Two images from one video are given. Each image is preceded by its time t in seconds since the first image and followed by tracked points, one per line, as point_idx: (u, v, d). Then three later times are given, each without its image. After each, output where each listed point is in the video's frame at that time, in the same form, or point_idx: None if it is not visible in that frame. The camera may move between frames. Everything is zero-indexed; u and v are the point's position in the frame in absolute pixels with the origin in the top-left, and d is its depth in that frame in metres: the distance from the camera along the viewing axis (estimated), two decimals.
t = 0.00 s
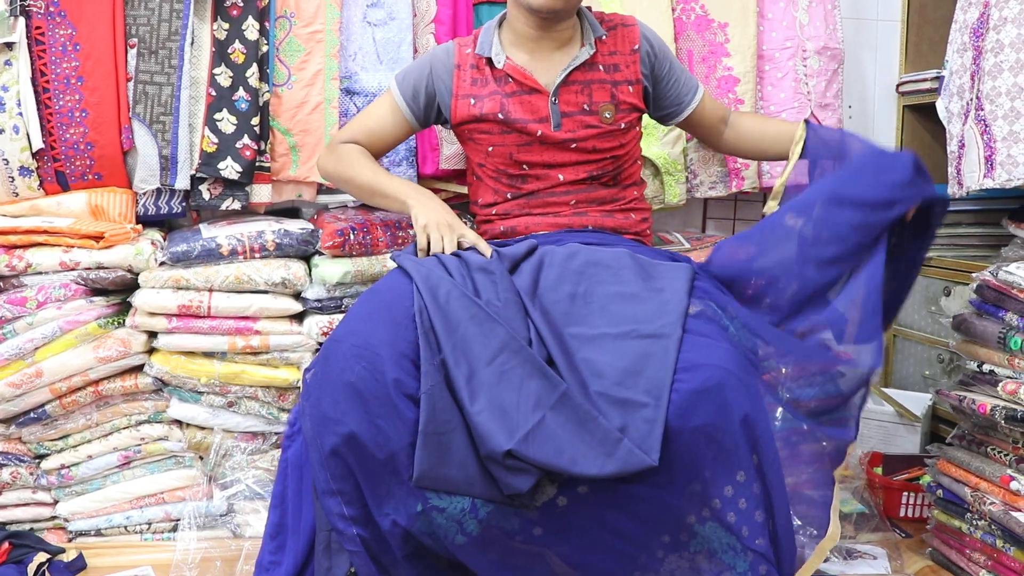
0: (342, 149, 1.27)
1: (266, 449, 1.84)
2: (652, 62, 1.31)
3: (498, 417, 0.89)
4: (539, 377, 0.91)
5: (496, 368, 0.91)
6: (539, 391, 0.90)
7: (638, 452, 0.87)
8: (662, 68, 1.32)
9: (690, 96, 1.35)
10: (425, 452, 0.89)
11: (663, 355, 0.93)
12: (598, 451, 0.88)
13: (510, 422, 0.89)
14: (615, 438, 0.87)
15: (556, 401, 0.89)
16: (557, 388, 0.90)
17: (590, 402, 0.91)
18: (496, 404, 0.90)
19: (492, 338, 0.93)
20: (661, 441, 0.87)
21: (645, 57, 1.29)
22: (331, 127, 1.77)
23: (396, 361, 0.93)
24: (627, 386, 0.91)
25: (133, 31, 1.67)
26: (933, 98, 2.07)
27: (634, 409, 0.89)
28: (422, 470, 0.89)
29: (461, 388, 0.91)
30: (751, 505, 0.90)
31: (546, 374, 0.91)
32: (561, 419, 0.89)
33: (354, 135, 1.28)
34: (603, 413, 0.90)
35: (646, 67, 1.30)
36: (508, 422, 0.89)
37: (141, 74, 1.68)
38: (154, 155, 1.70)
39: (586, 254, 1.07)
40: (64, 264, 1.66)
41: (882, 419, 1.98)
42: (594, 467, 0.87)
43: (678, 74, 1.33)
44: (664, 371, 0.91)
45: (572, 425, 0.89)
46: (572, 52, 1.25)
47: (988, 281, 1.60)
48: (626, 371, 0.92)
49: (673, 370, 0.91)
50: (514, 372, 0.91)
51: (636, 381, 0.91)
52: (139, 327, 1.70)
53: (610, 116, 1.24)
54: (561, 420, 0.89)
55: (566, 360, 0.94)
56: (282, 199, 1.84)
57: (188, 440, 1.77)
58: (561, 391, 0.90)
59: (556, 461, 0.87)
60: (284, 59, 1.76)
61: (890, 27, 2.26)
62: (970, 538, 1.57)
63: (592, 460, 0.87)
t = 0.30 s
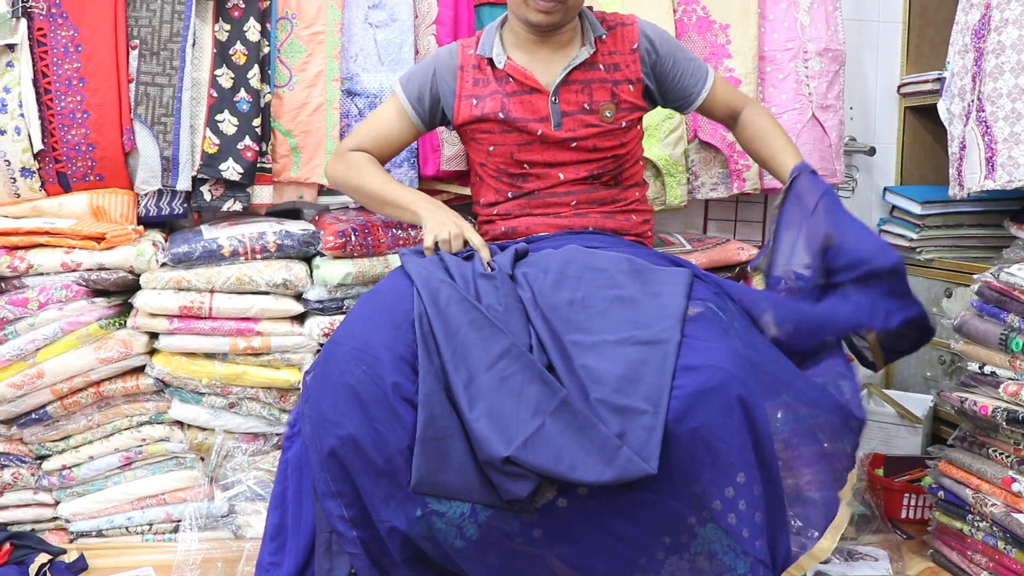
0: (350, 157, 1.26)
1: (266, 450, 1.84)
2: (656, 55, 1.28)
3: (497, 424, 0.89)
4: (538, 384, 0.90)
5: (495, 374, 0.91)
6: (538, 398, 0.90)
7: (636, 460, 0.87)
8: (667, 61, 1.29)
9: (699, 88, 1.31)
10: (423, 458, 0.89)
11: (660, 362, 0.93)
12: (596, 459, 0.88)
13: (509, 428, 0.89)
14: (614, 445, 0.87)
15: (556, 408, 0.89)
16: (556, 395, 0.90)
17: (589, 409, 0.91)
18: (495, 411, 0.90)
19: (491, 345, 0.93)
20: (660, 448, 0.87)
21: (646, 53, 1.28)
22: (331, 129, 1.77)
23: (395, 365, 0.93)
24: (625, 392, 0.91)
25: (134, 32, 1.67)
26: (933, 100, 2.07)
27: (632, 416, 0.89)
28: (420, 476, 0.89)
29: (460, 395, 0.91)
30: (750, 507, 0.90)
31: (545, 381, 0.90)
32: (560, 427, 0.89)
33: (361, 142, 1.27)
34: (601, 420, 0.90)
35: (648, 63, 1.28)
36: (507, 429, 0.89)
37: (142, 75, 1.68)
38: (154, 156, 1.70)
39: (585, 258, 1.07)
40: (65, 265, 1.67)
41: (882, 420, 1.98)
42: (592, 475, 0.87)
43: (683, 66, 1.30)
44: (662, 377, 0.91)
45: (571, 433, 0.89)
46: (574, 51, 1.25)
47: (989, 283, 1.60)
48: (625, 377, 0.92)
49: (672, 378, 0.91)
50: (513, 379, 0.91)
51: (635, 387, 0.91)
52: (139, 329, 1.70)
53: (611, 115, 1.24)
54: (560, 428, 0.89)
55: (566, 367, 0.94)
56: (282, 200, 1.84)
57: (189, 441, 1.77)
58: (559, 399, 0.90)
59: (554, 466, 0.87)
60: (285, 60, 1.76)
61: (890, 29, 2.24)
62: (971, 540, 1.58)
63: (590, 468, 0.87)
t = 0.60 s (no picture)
0: (357, 161, 1.24)
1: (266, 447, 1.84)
2: (660, 53, 1.27)
3: (498, 423, 0.89)
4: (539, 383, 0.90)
5: (496, 373, 0.91)
6: (539, 398, 0.90)
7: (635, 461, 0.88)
8: (671, 58, 1.28)
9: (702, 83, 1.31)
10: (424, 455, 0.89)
11: (661, 361, 0.93)
12: (596, 459, 0.88)
13: (510, 427, 0.89)
14: (614, 446, 0.88)
15: (556, 407, 0.89)
16: (557, 395, 0.90)
17: (591, 409, 0.91)
18: (496, 410, 0.90)
19: (491, 344, 0.92)
20: (659, 449, 0.88)
21: (651, 49, 1.27)
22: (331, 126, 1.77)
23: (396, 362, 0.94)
24: (626, 391, 0.91)
25: (133, 30, 1.67)
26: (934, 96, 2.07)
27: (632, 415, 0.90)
28: (420, 474, 0.89)
29: (460, 394, 0.91)
30: (751, 504, 0.90)
31: (546, 380, 0.90)
32: (561, 426, 0.89)
33: (368, 146, 1.25)
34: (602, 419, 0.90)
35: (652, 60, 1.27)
36: (508, 429, 0.89)
37: (141, 73, 1.67)
38: (154, 154, 1.69)
39: (587, 255, 1.06)
40: (65, 263, 1.66)
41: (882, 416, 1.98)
42: (592, 475, 0.88)
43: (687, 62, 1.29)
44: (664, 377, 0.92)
45: (572, 433, 0.89)
46: (576, 48, 1.25)
47: (989, 279, 1.60)
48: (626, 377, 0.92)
49: (672, 378, 0.92)
50: (513, 378, 0.91)
51: (636, 386, 0.91)
52: (139, 326, 1.70)
53: (615, 112, 1.24)
54: (560, 428, 0.89)
55: (567, 366, 0.94)
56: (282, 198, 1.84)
57: (189, 439, 1.77)
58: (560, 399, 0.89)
59: (555, 465, 0.88)
60: (285, 57, 1.76)
61: (890, 25, 2.22)
62: (970, 536, 1.58)
63: (590, 468, 0.88)
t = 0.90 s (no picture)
0: (359, 156, 1.23)
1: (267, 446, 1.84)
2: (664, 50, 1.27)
3: (499, 427, 0.89)
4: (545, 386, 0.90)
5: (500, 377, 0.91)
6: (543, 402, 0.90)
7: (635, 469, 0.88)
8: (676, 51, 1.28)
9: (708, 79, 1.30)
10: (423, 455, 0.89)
11: (661, 367, 0.93)
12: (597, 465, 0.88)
13: (511, 432, 0.89)
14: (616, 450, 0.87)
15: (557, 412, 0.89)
16: (560, 402, 0.89)
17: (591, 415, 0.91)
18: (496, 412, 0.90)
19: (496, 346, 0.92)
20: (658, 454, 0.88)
21: (654, 47, 1.26)
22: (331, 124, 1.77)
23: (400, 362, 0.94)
24: (625, 397, 0.91)
25: (133, 27, 1.67)
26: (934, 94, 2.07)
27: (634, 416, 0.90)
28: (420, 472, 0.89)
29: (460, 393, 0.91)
30: (751, 503, 0.89)
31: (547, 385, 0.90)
32: (562, 433, 0.89)
33: (371, 143, 1.24)
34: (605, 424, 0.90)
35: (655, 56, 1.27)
36: (508, 433, 0.89)
37: (141, 70, 1.67)
38: (154, 152, 1.69)
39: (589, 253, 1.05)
40: (65, 261, 1.66)
41: (882, 415, 1.98)
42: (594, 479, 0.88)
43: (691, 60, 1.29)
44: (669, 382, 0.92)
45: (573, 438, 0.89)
46: (580, 45, 1.25)
47: (990, 277, 1.60)
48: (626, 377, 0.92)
49: (672, 386, 0.91)
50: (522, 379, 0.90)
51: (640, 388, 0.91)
52: (140, 324, 1.70)
53: (617, 110, 1.24)
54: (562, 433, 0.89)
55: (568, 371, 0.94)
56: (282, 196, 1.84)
57: (190, 437, 1.77)
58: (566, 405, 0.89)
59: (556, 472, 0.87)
60: (285, 56, 1.76)
61: (891, 22, 2.23)
62: (971, 534, 1.57)
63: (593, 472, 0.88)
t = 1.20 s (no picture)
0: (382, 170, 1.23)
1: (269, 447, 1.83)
2: (661, 51, 1.27)
3: (496, 438, 0.89)
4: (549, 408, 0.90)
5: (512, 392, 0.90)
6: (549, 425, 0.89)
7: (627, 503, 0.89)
8: (671, 49, 1.26)
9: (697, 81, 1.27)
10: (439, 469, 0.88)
11: (651, 389, 0.93)
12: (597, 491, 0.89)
13: (508, 447, 0.88)
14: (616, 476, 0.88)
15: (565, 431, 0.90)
16: (557, 426, 0.89)
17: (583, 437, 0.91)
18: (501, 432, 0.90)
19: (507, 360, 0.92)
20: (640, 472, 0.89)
21: (652, 48, 1.26)
22: (333, 125, 1.77)
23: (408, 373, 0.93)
24: (614, 415, 0.93)
25: (136, 29, 1.67)
26: (936, 96, 2.07)
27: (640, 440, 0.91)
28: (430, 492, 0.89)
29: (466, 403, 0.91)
30: (752, 503, 0.90)
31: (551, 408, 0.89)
32: (559, 456, 0.88)
33: (394, 156, 1.25)
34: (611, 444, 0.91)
35: (654, 57, 1.26)
36: (506, 446, 0.88)
37: (144, 72, 1.68)
38: (157, 153, 1.69)
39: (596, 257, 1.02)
40: (68, 262, 1.66)
41: (885, 417, 1.98)
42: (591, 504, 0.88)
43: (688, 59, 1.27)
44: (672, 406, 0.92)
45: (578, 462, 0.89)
46: (583, 45, 1.26)
47: (993, 279, 1.60)
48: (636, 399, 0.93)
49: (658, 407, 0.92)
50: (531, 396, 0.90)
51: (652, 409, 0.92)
52: (142, 326, 1.70)
53: (619, 110, 1.24)
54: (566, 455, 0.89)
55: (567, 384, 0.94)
56: (284, 197, 1.84)
57: (192, 438, 1.77)
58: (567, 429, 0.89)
59: (555, 495, 0.88)
60: (287, 57, 1.76)
61: (893, 26, 2.24)
62: (973, 536, 1.57)
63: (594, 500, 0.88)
